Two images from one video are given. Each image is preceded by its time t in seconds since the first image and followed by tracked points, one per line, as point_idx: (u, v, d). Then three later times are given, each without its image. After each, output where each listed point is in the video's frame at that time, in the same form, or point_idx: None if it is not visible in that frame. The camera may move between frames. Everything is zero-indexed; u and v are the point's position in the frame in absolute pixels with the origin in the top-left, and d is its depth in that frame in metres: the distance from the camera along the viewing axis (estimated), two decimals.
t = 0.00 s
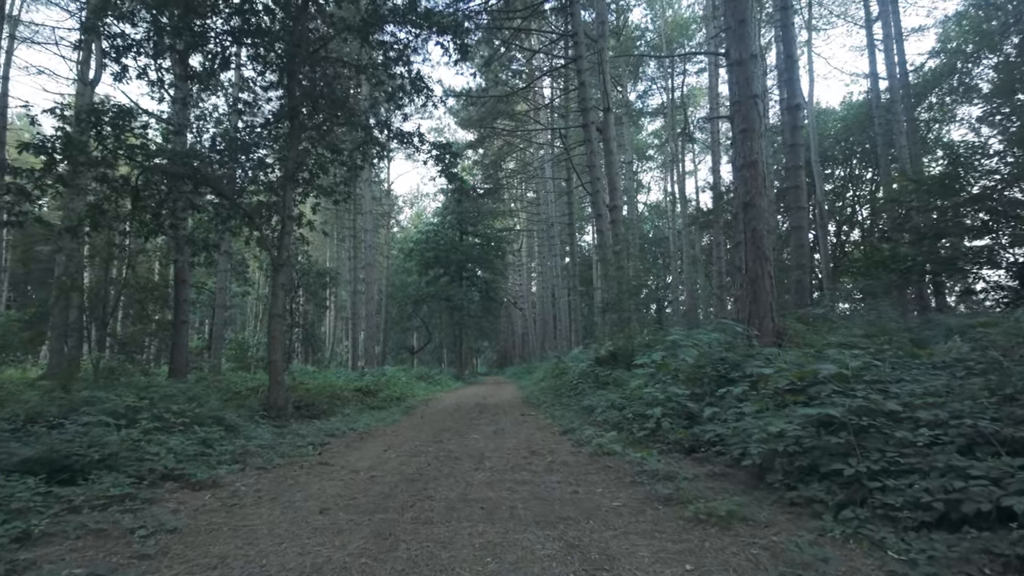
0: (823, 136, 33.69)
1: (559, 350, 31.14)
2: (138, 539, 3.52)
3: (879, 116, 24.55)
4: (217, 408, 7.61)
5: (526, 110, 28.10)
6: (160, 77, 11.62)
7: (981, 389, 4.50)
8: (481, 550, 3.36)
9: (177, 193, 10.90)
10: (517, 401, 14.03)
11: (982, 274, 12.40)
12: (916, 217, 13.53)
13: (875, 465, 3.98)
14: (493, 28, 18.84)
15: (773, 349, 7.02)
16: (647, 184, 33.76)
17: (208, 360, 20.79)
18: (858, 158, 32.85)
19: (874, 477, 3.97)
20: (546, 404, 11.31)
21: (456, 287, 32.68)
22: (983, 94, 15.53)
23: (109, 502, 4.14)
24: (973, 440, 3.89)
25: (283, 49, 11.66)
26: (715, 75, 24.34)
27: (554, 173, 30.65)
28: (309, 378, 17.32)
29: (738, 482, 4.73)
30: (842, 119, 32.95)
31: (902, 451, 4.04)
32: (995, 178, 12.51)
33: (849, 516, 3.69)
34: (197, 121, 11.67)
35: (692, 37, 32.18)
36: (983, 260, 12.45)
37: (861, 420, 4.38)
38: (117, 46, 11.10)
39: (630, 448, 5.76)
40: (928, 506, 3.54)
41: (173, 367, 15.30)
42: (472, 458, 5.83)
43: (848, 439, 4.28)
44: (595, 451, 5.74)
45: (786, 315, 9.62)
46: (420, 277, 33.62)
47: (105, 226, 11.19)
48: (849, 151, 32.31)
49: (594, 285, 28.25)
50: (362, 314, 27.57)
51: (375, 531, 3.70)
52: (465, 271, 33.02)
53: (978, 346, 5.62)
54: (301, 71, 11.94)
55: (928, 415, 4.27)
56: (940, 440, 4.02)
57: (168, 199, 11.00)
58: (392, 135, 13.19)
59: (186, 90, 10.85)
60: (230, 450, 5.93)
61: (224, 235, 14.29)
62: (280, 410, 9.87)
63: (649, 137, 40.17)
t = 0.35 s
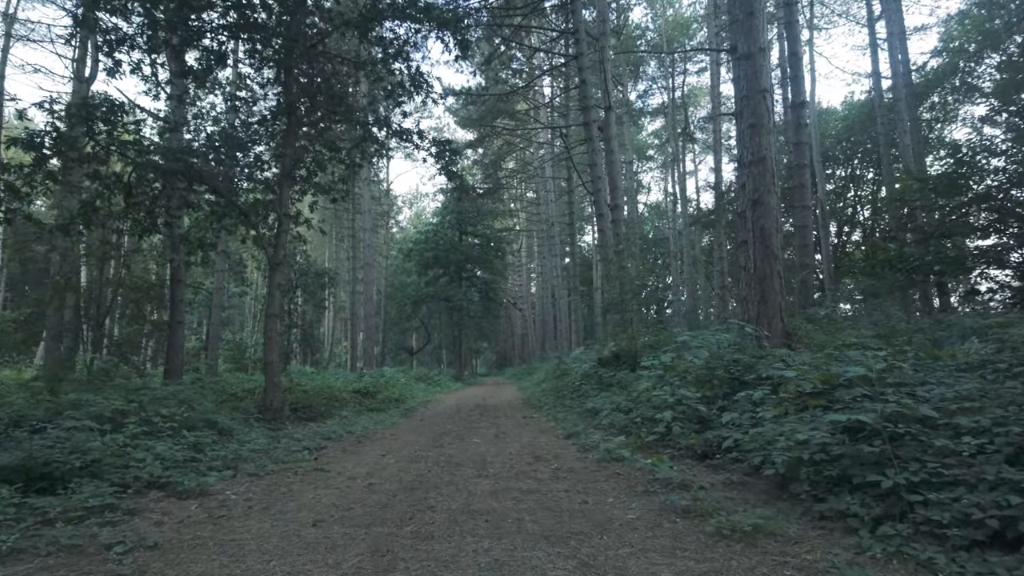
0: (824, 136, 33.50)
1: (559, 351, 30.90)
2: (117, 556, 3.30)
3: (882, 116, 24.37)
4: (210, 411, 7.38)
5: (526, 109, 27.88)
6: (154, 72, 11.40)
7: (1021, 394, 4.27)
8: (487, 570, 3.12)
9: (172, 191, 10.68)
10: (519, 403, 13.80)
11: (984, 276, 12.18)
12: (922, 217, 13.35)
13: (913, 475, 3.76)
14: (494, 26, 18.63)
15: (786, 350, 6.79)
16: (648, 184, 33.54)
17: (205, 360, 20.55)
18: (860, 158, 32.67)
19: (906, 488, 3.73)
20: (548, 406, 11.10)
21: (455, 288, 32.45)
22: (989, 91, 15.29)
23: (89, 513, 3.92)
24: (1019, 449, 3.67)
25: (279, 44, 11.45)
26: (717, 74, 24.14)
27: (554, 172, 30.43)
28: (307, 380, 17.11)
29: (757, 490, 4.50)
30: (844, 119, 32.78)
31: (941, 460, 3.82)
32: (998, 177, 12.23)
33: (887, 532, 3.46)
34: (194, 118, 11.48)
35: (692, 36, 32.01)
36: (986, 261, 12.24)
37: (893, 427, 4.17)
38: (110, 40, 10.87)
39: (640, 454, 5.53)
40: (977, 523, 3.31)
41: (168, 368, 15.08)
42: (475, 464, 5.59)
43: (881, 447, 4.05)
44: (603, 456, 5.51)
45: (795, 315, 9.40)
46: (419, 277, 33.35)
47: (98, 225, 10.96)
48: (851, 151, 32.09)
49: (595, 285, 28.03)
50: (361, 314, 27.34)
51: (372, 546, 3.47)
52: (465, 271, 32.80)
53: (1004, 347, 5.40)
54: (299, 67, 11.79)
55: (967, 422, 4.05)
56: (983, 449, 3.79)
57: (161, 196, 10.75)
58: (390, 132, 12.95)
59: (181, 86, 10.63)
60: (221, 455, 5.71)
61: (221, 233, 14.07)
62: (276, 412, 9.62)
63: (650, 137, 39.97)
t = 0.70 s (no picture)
0: (827, 133, 33.23)
1: (560, 350, 30.60)
2: (76, 568, 3.03)
3: (885, 111, 24.10)
4: (198, 409, 7.13)
5: (526, 106, 27.58)
6: (145, 62, 11.11)
7: None
8: None
9: (163, 184, 10.39)
10: (520, 402, 13.51)
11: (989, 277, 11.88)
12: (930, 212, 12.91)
13: (962, 477, 3.46)
14: (494, 20, 18.34)
15: (799, 345, 6.52)
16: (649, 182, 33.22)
17: (202, 359, 20.28)
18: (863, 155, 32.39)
19: (951, 490, 3.43)
20: (550, 404, 10.83)
21: (455, 286, 32.16)
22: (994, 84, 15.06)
23: (53, 518, 3.65)
24: None
25: (274, 32, 11.03)
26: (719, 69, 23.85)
27: (554, 169, 30.14)
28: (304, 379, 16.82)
29: (778, 493, 4.23)
30: (847, 116, 32.52)
31: (993, 461, 3.52)
32: (1008, 170, 11.80)
33: (935, 541, 3.18)
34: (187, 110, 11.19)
35: (693, 33, 31.77)
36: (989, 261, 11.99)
37: (937, 424, 3.87)
38: (99, 28, 10.52)
39: (650, 453, 5.25)
40: None
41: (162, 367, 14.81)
42: (475, 463, 5.31)
43: (924, 446, 3.76)
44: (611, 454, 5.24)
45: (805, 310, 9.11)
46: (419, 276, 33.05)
47: (87, 219, 10.69)
48: (855, 148, 31.74)
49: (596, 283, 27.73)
50: (360, 313, 27.04)
51: (358, 556, 3.18)
52: (464, 269, 32.51)
53: None
54: (294, 56, 11.39)
55: (1013, 419, 3.75)
56: None
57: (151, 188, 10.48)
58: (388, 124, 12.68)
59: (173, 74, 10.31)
60: (207, 455, 5.43)
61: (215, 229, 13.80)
62: (269, 411, 9.32)
63: (651, 135, 39.69)
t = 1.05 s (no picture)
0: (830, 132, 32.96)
1: (561, 351, 30.31)
2: None
3: (889, 109, 23.82)
4: (188, 415, 6.85)
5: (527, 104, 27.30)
6: (137, 56, 10.83)
7: None
8: None
9: (153, 180, 10.10)
10: (521, 404, 13.23)
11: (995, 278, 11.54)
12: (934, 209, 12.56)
13: None
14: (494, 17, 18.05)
15: (816, 347, 6.23)
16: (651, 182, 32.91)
17: (197, 359, 20.00)
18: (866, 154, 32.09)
19: (1018, 515, 3.08)
20: (552, 407, 10.55)
21: (455, 286, 31.84)
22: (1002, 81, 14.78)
23: (14, 538, 3.38)
24: None
25: (269, 25, 10.73)
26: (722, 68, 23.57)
27: (555, 168, 29.86)
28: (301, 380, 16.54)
29: (805, 509, 3.95)
30: (849, 114, 32.27)
31: None
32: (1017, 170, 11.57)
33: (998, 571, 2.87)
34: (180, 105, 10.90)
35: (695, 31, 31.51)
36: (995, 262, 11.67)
37: (996, 438, 3.53)
38: (88, 20, 10.18)
39: (664, 463, 4.97)
40: None
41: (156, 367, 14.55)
42: (477, 473, 5.02)
43: (985, 463, 3.42)
44: (622, 464, 4.95)
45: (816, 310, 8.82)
46: (418, 276, 32.77)
47: (76, 217, 10.42)
48: (857, 147, 31.47)
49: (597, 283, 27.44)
50: (358, 313, 26.77)
51: None
52: (464, 269, 32.22)
53: None
54: (289, 49, 11.10)
55: None
56: None
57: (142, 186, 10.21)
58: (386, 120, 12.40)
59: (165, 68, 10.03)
60: (190, 464, 5.14)
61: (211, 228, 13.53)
62: (263, 415, 9.04)
63: (652, 134, 39.40)
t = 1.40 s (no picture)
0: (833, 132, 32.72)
1: (563, 352, 30.03)
2: None
3: (894, 107, 23.56)
4: (182, 415, 6.62)
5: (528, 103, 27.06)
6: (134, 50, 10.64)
7: None
8: None
9: (149, 175, 9.88)
10: (524, 405, 12.98)
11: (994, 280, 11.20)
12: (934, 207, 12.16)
13: None
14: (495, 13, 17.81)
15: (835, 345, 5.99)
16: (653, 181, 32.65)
17: (195, 360, 19.76)
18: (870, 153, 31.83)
19: None
20: (556, 408, 10.30)
21: (456, 287, 31.58)
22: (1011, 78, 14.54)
23: None
24: None
25: (266, 17, 10.51)
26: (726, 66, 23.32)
27: (557, 168, 29.61)
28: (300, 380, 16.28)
29: (835, 515, 3.72)
30: (853, 114, 32.04)
31: None
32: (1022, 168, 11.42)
33: None
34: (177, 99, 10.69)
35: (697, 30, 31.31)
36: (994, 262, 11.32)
37: None
38: (82, 11, 9.97)
39: (681, 467, 4.71)
40: None
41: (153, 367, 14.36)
42: (484, 476, 4.77)
43: None
44: (637, 467, 4.70)
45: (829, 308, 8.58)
46: (419, 276, 32.52)
47: (70, 213, 10.18)
48: (861, 147, 31.23)
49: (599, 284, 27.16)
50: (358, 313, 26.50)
51: None
52: (465, 269, 31.96)
53: None
54: (287, 42, 10.88)
55: None
56: None
57: (137, 180, 9.98)
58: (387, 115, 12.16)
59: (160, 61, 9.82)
60: (181, 465, 4.91)
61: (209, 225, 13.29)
62: (260, 416, 8.78)
63: (654, 134, 39.15)
